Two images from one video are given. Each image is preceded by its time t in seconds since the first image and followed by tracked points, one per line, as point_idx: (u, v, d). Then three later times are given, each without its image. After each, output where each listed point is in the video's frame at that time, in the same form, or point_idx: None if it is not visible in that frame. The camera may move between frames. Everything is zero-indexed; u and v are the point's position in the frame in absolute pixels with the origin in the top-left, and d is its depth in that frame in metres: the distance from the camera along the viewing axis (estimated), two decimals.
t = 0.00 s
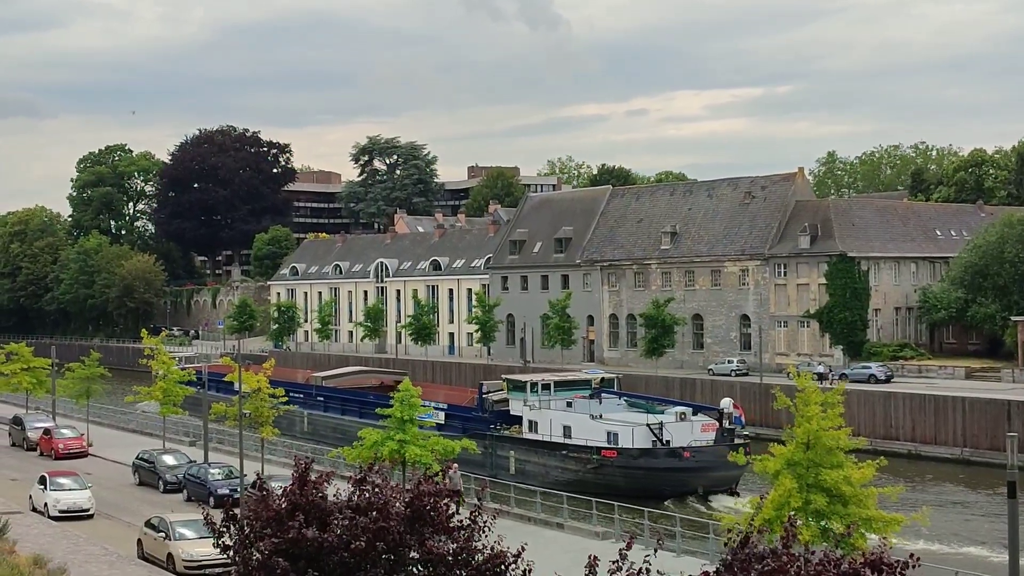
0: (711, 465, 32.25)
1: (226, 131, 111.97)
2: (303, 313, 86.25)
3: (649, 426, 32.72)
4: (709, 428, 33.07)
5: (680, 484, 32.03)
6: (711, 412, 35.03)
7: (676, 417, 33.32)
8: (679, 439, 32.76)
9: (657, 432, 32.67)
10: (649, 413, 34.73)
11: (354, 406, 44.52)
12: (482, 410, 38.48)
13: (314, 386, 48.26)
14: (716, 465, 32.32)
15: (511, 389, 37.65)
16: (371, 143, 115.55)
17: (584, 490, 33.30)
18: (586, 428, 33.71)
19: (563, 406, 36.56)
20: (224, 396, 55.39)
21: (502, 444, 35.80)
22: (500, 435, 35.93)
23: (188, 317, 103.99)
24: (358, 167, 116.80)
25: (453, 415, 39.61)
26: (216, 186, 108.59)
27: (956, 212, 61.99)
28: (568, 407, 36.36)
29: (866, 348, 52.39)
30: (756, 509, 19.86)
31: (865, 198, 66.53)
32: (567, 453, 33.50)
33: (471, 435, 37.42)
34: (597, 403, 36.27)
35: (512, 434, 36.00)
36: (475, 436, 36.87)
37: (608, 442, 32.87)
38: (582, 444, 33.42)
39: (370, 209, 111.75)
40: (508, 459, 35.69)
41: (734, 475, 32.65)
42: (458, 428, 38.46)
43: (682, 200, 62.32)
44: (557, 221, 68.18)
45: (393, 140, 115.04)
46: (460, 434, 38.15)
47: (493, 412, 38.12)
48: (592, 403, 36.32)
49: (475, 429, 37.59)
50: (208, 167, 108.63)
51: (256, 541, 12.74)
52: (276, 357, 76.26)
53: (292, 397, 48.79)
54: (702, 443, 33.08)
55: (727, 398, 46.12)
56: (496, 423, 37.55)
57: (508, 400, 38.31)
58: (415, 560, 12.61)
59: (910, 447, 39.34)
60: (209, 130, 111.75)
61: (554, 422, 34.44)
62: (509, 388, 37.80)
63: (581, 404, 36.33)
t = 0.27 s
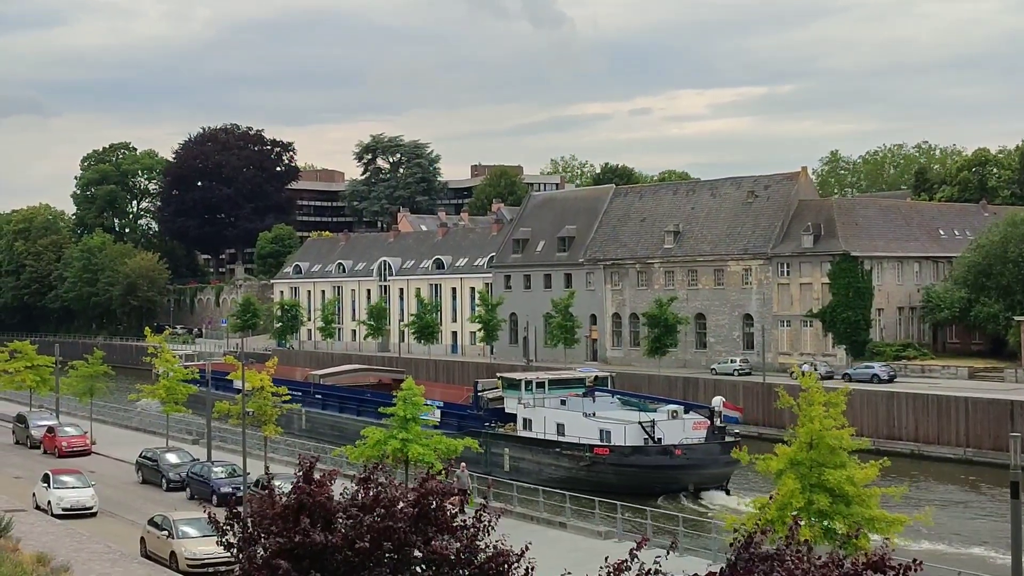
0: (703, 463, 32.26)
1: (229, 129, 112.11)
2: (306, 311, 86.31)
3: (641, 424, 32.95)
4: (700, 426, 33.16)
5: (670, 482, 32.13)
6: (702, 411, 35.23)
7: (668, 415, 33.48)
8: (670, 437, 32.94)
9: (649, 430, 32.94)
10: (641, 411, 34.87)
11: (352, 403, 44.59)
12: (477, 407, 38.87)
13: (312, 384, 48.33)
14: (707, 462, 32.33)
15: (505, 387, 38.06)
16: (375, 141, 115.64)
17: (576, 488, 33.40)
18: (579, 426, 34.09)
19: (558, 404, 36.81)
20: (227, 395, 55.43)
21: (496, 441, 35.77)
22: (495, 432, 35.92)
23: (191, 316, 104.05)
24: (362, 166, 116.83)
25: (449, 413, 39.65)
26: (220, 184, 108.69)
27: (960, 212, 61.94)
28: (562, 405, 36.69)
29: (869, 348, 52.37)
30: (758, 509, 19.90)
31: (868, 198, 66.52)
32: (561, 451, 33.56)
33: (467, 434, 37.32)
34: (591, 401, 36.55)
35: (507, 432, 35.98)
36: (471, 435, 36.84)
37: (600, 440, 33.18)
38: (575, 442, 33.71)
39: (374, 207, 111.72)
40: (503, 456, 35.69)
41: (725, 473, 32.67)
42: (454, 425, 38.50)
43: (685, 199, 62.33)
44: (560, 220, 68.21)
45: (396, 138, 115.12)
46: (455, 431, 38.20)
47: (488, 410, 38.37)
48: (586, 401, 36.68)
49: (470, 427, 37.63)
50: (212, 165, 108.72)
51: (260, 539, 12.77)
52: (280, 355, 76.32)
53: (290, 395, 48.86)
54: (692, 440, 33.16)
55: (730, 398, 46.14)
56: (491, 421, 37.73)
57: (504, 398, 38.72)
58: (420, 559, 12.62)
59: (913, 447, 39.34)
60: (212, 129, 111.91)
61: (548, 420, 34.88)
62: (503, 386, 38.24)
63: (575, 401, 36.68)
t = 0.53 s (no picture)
0: (694, 461, 32.20)
1: (233, 128, 112.23)
2: (310, 310, 86.34)
3: (634, 422, 32.93)
4: (692, 425, 33.15)
5: (663, 480, 32.12)
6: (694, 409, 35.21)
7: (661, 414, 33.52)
8: (662, 435, 32.92)
9: (642, 428, 32.88)
10: (634, 410, 34.87)
11: (349, 401, 44.63)
12: (472, 405, 39.09)
13: (310, 382, 48.36)
14: (699, 460, 32.28)
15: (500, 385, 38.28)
16: (378, 141, 115.71)
17: (569, 485, 33.43)
18: (573, 424, 34.02)
19: (552, 402, 36.87)
20: (231, 393, 55.43)
21: (492, 439, 35.76)
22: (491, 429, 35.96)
23: (194, 314, 104.11)
24: (365, 165, 116.84)
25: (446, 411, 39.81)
26: (223, 182, 108.77)
27: (964, 212, 61.86)
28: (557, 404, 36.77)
29: (872, 348, 52.27)
30: (761, 509, 19.89)
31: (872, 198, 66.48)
32: (555, 448, 33.57)
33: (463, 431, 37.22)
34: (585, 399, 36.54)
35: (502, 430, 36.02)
36: (467, 433, 36.90)
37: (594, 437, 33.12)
38: (569, 439, 33.64)
39: (377, 206, 111.70)
40: (499, 454, 35.69)
41: (717, 471, 32.65)
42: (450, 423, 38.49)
43: (688, 198, 62.30)
44: (563, 220, 68.20)
45: (400, 137, 115.21)
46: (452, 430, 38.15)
47: (484, 408, 38.41)
48: (580, 400, 36.72)
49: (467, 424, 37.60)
50: (215, 164, 108.79)
51: (262, 539, 12.76)
52: (283, 354, 76.34)
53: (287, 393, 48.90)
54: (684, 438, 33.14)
55: (733, 398, 46.10)
56: (487, 419, 37.72)
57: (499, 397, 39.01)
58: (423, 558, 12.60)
59: (916, 447, 39.30)
60: (216, 128, 112.03)
61: (542, 418, 34.78)
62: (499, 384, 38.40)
63: (569, 400, 36.73)
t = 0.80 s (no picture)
0: (686, 456, 32.33)
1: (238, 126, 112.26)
2: (314, 308, 86.41)
3: (628, 417, 33.07)
4: (684, 422, 33.40)
5: (656, 475, 32.26)
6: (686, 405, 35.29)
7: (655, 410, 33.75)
8: (655, 431, 33.12)
9: (636, 424, 33.04)
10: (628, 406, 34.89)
11: (348, 398, 44.66)
12: (469, 402, 39.23)
13: (309, 378, 48.41)
14: (691, 456, 32.42)
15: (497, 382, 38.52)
16: (382, 139, 115.79)
17: (565, 481, 33.54)
18: (568, 420, 33.92)
19: (547, 399, 36.83)
20: (235, 391, 55.44)
21: (489, 436, 36.03)
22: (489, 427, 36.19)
23: (199, 312, 104.24)
24: (370, 163, 116.93)
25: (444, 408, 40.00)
26: (227, 180, 108.81)
27: (968, 211, 61.79)
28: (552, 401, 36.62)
29: (876, 346, 52.10)
30: (765, 507, 19.90)
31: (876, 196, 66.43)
32: (550, 445, 33.63)
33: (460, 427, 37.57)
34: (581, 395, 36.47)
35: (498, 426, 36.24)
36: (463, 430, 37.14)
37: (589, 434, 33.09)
38: (564, 435, 33.61)
39: (381, 204, 111.66)
40: (495, 450, 35.90)
41: (710, 467, 32.80)
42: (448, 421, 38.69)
43: (693, 197, 62.26)
44: (568, 218, 68.21)
45: (404, 135, 115.32)
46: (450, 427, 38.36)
47: (481, 405, 38.51)
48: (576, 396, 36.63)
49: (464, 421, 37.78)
50: (219, 162, 108.83)
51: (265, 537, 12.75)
52: (287, 352, 76.41)
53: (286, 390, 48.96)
54: (675, 435, 33.33)
55: (737, 398, 46.07)
56: (483, 416, 37.86)
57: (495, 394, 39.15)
58: (427, 557, 12.58)
59: (920, 445, 39.30)
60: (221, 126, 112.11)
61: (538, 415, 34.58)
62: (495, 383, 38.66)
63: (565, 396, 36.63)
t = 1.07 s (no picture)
0: (682, 453, 32.32)
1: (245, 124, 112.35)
2: (321, 306, 86.51)
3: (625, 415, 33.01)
4: (682, 418, 33.26)
5: (653, 472, 32.21)
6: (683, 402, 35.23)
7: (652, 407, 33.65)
8: (652, 429, 33.05)
9: (633, 421, 32.99)
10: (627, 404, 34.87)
11: (350, 395, 44.68)
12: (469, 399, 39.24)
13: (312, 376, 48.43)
14: (687, 453, 32.39)
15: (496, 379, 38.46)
16: (390, 137, 115.87)
17: (564, 477, 33.62)
18: (565, 417, 33.99)
19: (546, 396, 36.85)
20: (243, 389, 55.55)
21: (488, 433, 36.18)
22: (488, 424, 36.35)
23: (206, 309, 104.45)
24: (377, 161, 117.02)
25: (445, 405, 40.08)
26: (234, 178, 108.91)
27: (976, 209, 61.69)
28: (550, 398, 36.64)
29: (884, 345, 51.84)
30: (771, 506, 19.87)
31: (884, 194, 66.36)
32: (548, 442, 33.69)
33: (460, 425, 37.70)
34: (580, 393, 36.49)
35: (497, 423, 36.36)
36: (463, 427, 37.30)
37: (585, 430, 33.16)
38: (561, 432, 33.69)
39: (388, 202, 111.66)
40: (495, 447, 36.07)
41: (708, 464, 32.76)
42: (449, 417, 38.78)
43: (700, 195, 62.18)
44: (574, 216, 68.21)
45: (411, 133, 115.41)
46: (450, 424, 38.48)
47: (481, 402, 38.61)
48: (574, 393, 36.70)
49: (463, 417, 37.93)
50: (226, 160, 108.93)
51: (270, 534, 12.79)
52: (294, 350, 76.55)
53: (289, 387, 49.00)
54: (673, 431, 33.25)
55: (743, 397, 46.02)
56: (483, 413, 38.04)
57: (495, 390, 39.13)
58: (432, 553, 12.60)
59: (927, 444, 39.21)
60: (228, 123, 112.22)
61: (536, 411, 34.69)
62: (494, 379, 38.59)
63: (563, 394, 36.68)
